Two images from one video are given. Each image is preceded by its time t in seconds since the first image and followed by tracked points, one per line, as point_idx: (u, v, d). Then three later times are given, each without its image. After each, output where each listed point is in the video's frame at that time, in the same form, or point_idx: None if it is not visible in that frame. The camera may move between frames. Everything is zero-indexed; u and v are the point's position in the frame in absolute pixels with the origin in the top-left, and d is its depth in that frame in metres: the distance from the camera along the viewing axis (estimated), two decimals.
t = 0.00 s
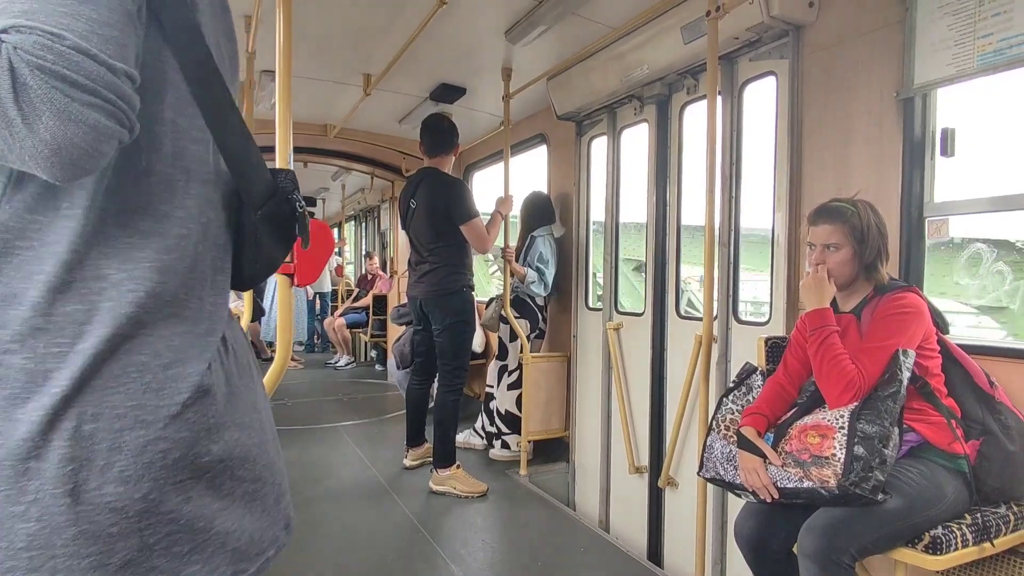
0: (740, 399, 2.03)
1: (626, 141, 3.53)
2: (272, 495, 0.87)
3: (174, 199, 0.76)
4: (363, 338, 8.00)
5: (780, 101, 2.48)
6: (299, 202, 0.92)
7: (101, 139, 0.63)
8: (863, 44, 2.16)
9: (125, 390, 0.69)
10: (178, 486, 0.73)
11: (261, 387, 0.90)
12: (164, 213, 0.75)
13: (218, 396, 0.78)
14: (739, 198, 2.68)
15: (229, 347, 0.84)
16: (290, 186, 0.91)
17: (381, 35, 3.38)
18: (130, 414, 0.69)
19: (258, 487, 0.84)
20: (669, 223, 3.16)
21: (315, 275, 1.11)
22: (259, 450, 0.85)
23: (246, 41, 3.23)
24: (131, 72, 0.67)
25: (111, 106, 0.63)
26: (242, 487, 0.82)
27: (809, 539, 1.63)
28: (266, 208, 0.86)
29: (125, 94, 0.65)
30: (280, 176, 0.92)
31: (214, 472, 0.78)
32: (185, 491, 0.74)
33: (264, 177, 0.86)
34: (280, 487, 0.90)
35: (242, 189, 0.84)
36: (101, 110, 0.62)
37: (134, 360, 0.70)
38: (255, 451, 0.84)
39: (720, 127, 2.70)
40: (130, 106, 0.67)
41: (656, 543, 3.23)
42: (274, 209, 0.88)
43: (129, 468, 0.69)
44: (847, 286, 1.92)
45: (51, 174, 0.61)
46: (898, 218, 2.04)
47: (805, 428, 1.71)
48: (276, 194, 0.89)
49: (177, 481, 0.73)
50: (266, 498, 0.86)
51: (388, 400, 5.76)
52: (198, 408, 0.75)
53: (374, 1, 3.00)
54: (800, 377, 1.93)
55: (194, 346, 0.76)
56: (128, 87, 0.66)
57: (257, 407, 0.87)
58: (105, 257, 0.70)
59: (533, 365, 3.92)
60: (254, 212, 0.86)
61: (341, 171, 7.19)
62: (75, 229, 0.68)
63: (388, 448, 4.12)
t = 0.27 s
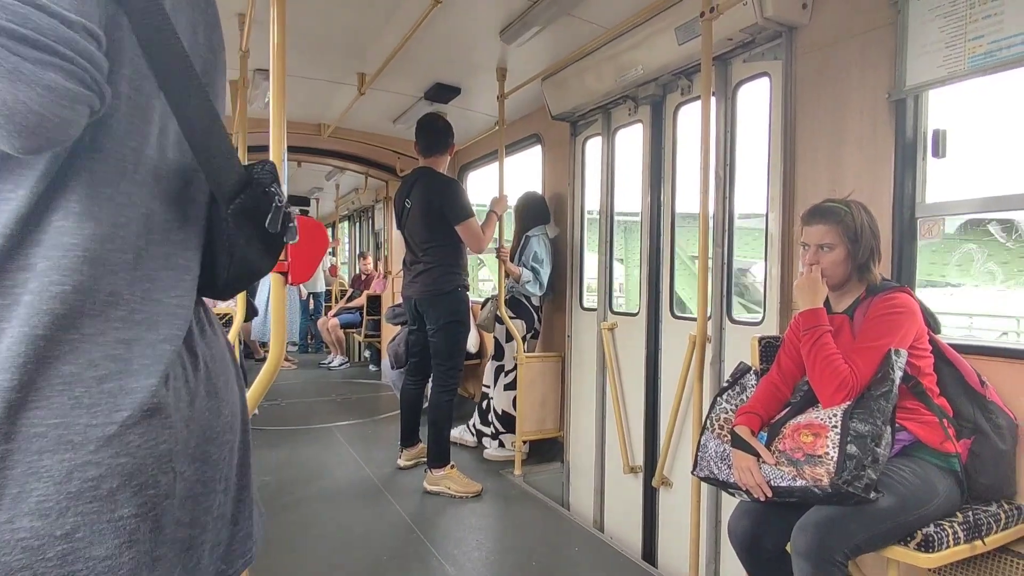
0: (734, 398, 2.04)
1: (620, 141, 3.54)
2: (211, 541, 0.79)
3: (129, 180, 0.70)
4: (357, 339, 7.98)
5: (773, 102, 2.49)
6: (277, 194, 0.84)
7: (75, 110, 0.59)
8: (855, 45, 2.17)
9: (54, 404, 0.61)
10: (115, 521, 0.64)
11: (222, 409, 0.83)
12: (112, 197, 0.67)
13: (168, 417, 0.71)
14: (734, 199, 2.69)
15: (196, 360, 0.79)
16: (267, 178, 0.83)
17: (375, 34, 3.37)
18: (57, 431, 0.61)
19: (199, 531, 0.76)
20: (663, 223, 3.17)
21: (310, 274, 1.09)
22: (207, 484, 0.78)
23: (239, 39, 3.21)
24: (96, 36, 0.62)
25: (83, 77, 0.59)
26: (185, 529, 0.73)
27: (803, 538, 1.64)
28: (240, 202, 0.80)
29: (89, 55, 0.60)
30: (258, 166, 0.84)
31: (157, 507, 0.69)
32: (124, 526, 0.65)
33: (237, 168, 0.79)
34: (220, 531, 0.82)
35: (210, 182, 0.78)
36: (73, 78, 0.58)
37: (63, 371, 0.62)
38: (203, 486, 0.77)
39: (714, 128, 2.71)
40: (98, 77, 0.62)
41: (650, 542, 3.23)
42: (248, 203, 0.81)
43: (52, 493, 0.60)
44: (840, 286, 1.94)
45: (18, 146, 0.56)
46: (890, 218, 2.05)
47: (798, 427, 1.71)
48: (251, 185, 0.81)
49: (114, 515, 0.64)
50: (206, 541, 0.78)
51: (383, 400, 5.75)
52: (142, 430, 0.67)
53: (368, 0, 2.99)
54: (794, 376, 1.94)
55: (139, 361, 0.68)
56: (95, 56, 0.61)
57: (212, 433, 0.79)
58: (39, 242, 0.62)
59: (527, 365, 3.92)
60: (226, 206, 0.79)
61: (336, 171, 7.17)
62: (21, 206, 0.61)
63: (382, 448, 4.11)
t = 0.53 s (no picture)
0: (727, 400, 2.05)
1: (614, 143, 3.55)
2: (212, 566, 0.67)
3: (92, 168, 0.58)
4: (350, 339, 7.96)
5: (766, 104, 2.51)
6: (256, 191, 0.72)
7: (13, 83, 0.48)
8: (848, 49, 2.18)
9: None
10: (71, 549, 0.53)
11: (212, 420, 0.72)
12: (72, 187, 0.56)
13: (139, 429, 0.60)
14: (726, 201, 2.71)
15: (175, 367, 0.67)
16: (246, 174, 0.71)
17: (369, 33, 3.36)
18: None
19: (190, 555, 0.64)
20: (656, 225, 3.18)
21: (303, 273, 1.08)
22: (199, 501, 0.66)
23: (231, 36, 3.18)
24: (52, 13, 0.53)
25: (20, 45, 0.48)
26: (169, 555, 0.62)
27: (794, 540, 1.64)
28: (214, 201, 0.68)
29: (34, 24, 0.49)
30: (235, 161, 0.72)
31: (128, 532, 0.58)
32: (83, 555, 0.54)
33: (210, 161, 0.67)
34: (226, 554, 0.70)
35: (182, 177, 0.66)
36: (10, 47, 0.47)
37: (15, 379, 0.52)
38: (193, 505, 0.65)
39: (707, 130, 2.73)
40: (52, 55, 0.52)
41: (644, 543, 3.24)
42: (224, 203, 0.69)
43: None
44: (832, 289, 1.94)
45: None
46: (883, 221, 2.06)
47: (790, 429, 1.72)
48: (226, 183, 0.70)
49: (70, 543, 0.53)
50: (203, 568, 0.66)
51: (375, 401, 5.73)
52: (104, 445, 0.56)
53: None
54: (786, 378, 1.94)
55: (102, 365, 0.57)
56: (49, 30, 0.51)
57: (201, 445, 0.68)
58: None
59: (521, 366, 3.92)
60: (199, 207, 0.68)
61: (329, 171, 7.15)
62: None
63: (375, 450, 4.09)
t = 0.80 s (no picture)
0: (720, 401, 2.05)
1: (609, 145, 3.56)
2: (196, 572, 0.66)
3: (72, 171, 0.57)
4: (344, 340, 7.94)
5: (760, 107, 2.52)
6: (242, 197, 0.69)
7: None
8: (842, 52, 2.19)
9: None
10: (50, 557, 0.53)
11: (199, 422, 0.71)
12: (53, 192, 0.56)
13: (122, 434, 0.59)
14: (720, 203, 2.72)
15: (162, 368, 0.67)
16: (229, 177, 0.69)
17: (364, 33, 3.35)
18: None
19: (172, 561, 0.63)
20: (651, 227, 3.19)
21: (294, 274, 1.08)
22: (185, 505, 0.66)
23: (225, 35, 3.17)
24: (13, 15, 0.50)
25: None
26: (149, 561, 0.61)
27: (786, 541, 1.65)
28: (197, 204, 0.66)
29: None
30: (219, 163, 0.70)
31: (108, 538, 0.57)
32: (62, 562, 0.54)
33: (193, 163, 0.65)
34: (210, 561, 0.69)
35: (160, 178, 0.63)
36: None
37: None
38: (175, 510, 0.64)
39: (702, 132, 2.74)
40: (12, 58, 0.50)
41: (637, 544, 3.24)
42: (208, 206, 0.67)
43: None
44: (825, 290, 1.95)
45: None
46: (875, 224, 2.07)
47: (783, 430, 1.73)
48: (209, 186, 0.68)
49: (49, 551, 0.53)
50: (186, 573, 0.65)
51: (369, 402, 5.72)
52: (85, 450, 0.55)
53: None
54: (779, 380, 1.95)
55: (83, 370, 0.57)
56: (7, 34, 0.49)
57: (187, 449, 0.67)
58: None
59: (515, 367, 3.91)
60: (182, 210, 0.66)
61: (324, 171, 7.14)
62: None
63: (368, 450, 4.08)
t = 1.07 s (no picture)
0: (717, 401, 2.05)
1: (607, 145, 3.56)
2: (201, 566, 0.66)
3: (88, 178, 0.57)
4: (341, 339, 7.93)
5: (758, 107, 2.53)
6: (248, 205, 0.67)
7: None
8: (839, 53, 2.20)
9: None
10: (65, 552, 0.52)
11: (204, 418, 0.70)
12: (70, 200, 0.56)
13: (134, 429, 0.58)
14: (717, 203, 2.73)
15: (168, 363, 0.66)
16: (236, 185, 0.66)
17: (362, 32, 3.35)
18: None
19: (179, 555, 0.63)
20: (648, 227, 3.19)
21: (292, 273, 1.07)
22: (185, 500, 0.65)
23: (223, 33, 3.16)
24: (12, 27, 0.48)
25: None
26: (156, 554, 0.60)
27: (783, 541, 1.66)
28: (203, 211, 0.64)
29: None
30: (225, 168, 0.66)
31: (119, 533, 0.56)
32: (77, 557, 0.53)
33: (199, 170, 0.63)
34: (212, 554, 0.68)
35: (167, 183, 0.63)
36: None
37: (10, 380, 0.51)
38: (180, 505, 0.64)
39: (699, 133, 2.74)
40: (7, 73, 0.48)
41: (634, 544, 3.25)
42: (214, 212, 0.65)
43: None
44: (822, 292, 1.96)
45: None
46: (872, 225, 2.08)
47: (780, 430, 1.73)
48: (216, 193, 0.65)
49: (63, 546, 0.52)
50: (192, 567, 0.64)
51: (366, 401, 5.71)
52: (100, 446, 0.55)
53: None
54: (775, 380, 1.95)
55: (96, 367, 0.56)
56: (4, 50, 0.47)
57: (191, 445, 0.67)
58: None
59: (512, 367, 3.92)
60: (188, 216, 0.64)
61: (321, 170, 7.13)
62: None
63: (365, 450, 4.07)
